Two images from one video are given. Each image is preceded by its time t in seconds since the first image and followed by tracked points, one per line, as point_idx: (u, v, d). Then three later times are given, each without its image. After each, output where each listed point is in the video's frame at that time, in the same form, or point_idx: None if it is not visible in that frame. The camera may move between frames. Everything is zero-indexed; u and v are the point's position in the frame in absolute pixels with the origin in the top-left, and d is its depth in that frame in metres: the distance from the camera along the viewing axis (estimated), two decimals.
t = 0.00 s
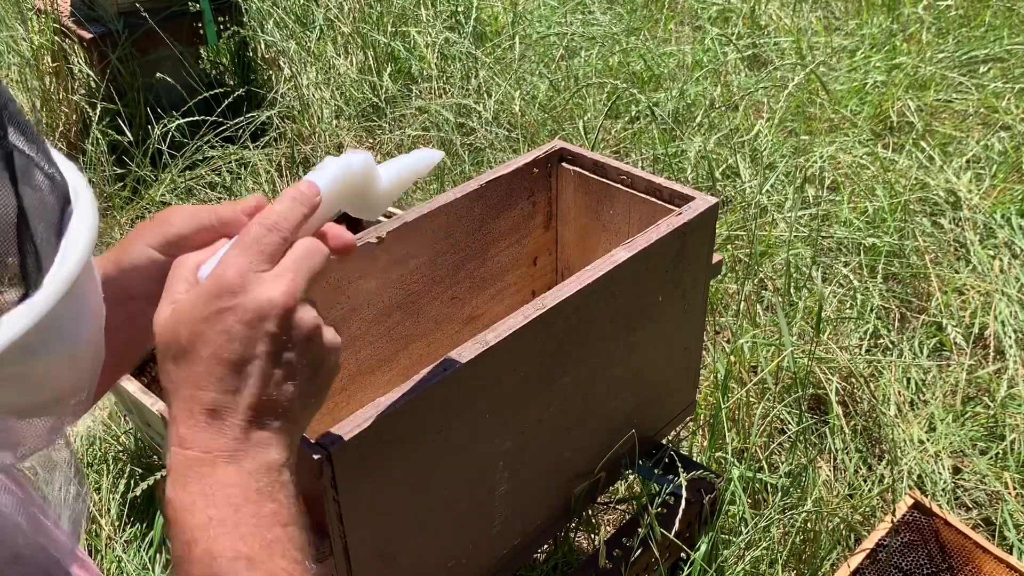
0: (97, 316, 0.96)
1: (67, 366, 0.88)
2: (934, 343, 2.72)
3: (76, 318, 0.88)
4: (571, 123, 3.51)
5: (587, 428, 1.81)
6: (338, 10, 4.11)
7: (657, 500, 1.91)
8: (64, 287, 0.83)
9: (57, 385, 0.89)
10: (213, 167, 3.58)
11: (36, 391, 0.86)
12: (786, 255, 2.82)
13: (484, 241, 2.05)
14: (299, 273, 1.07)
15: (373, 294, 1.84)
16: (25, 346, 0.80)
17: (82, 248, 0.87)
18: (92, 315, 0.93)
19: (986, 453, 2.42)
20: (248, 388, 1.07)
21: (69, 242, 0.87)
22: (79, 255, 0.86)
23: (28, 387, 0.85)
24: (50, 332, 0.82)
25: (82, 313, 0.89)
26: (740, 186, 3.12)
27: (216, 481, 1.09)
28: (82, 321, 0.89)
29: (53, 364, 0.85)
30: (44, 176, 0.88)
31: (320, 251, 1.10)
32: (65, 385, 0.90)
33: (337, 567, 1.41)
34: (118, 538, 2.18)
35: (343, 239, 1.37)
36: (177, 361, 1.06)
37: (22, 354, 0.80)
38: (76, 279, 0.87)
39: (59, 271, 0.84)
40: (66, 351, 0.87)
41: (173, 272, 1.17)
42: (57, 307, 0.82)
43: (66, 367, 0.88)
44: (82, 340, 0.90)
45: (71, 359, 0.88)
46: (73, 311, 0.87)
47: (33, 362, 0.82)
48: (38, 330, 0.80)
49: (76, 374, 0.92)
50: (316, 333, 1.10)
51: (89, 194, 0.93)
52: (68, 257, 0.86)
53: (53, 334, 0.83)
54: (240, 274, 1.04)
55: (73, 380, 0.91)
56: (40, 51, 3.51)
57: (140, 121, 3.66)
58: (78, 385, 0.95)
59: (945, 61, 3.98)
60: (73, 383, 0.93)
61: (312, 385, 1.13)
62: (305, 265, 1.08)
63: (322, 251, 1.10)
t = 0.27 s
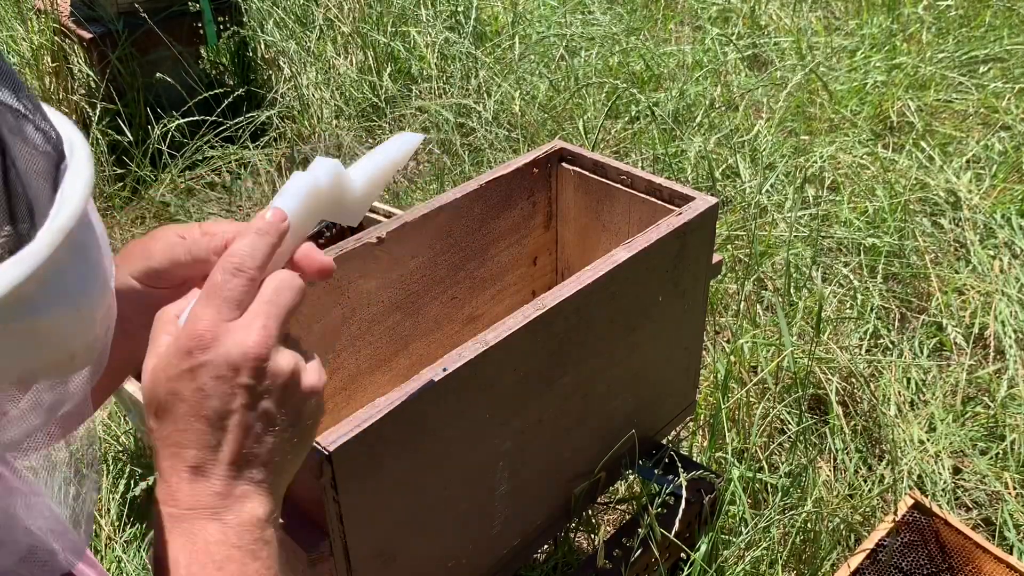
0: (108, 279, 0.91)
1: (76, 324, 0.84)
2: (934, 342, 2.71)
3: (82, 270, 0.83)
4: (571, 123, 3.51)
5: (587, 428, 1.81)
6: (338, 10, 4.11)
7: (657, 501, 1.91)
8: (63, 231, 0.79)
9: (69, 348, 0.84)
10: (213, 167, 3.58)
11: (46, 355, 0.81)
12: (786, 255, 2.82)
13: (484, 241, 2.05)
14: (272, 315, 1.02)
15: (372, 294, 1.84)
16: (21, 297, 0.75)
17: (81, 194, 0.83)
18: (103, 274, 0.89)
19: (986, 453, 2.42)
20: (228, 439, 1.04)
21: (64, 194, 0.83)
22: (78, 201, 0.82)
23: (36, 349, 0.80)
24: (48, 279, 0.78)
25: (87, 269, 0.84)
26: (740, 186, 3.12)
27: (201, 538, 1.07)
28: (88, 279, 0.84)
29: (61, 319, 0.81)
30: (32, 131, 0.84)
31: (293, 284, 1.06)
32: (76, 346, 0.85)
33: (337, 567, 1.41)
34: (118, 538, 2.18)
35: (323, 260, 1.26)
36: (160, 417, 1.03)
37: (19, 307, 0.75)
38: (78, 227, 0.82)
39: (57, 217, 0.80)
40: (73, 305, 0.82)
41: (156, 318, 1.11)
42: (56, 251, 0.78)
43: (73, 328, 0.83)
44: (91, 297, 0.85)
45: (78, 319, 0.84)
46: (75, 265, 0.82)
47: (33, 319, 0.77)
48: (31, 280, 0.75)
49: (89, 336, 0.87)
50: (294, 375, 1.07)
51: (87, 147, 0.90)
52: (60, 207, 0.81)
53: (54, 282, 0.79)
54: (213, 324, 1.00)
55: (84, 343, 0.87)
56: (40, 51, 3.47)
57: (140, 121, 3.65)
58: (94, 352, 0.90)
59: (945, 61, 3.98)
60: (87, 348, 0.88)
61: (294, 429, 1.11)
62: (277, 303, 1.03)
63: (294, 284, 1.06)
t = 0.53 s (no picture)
0: (110, 296, 0.87)
1: (61, 345, 0.80)
2: (934, 342, 2.71)
3: (72, 286, 0.79)
4: (570, 123, 3.51)
5: (587, 428, 1.81)
6: (338, 10, 4.11)
7: (656, 500, 1.91)
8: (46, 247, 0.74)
9: (57, 367, 0.81)
10: (213, 167, 3.58)
11: (30, 375, 0.78)
12: (786, 254, 2.82)
13: (484, 241, 2.05)
14: (268, 383, 1.04)
15: (372, 294, 1.84)
16: None
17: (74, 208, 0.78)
18: (101, 291, 0.84)
19: (986, 453, 2.42)
20: (228, 509, 1.08)
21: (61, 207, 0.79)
22: (70, 216, 0.78)
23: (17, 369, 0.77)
24: (26, 300, 0.73)
25: (83, 287, 0.81)
26: (740, 186, 3.12)
27: None
28: (83, 297, 0.81)
29: (39, 339, 0.77)
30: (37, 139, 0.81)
31: (288, 347, 1.07)
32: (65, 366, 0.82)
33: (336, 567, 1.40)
34: (119, 537, 2.18)
35: (313, 312, 1.26)
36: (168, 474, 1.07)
37: None
38: (70, 243, 0.78)
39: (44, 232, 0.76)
40: (58, 325, 0.78)
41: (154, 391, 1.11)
42: (38, 268, 0.74)
43: (61, 348, 0.80)
44: (82, 315, 0.81)
45: (68, 338, 0.80)
46: (68, 283, 0.78)
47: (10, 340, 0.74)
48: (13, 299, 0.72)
49: (84, 354, 0.84)
50: (293, 443, 1.08)
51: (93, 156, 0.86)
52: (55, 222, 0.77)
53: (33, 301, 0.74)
54: (212, 399, 1.02)
55: (75, 363, 0.83)
56: (41, 51, 3.49)
57: (140, 121, 3.65)
58: (87, 369, 0.86)
59: (946, 61, 3.98)
60: (77, 367, 0.84)
61: (294, 494, 1.13)
62: (271, 370, 1.05)
63: (289, 346, 1.07)
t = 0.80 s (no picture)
0: (101, 303, 0.82)
1: (36, 357, 0.75)
2: (934, 342, 2.71)
3: (54, 297, 0.74)
4: (570, 123, 3.51)
5: (587, 427, 1.81)
6: (338, 11, 4.12)
7: (657, 500, 1.91)
8: (24, 254, 0.69)
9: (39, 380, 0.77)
10: (213, 167, 3.58)
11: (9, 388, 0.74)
12: (785, 254, 2.82)
13: (484, 241, 2.05)
14: (244, 416, 1.04)
15: (372, 293, 1.84)
16: None
17: (60, 216, 0.73)
18: (88, 301, 0.79)
19: (986, 453, 2.42)
20: (218, 546, 1.08)
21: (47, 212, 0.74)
22: (54, 222, 0.72)
23: None
24: None
25: (65, 298, 0.76)
26: (740, 186, 3.12)
27: None
28: (65, 307, 0.76)
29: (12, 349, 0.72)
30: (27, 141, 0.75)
31: (258, 379, 1.07)
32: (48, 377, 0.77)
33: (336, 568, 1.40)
34: (118, 537, 2.17)
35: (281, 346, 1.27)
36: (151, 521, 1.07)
37: None
38: (53, 250, 0.73)
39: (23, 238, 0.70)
40: (34, 336, 0.73)
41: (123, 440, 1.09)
42: (15, 277, 0.69)
43: (42, 361, 0.75)
44: (64, 327, 0.76)
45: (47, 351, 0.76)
46: (47, 294, 0.73)
47: None
48: None
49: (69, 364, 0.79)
50: (278, 472, 1.07)
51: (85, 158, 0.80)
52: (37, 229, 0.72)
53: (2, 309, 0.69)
54: (192, 437, 1.01)
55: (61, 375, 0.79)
56: (41, 51, 3.49)
57: (139, 120, 3.65)
58: (74, 380, 0.82)
59: (945, 61, 3.98)
60: (62, 381, 0.79)
61: (285, 520, 1.13)
62: (245, 402, 1.04)
63: (259, 378, 1.07)
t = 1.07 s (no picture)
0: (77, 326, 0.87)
1: (29, 378, 0.80)
2: (934, 342, 2.71)
3: (53, 320, 0.80)
4: (570, 123, 3.51)
5: (587, 427, 1.81)
6: (338, 11, 4.12)
7: (657, 500, 1.91)
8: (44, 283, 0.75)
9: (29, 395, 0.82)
10: (213, 167, 3.58)
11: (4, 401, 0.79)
12: (785, 254, 2.82)
13: (484, 241, 2.05)
14: (231, 433, 1.07)
15: (372, 293, 1.84)
16: None
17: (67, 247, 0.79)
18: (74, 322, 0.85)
19: (986, 453, 2.42)
20: (218, 569, 1.08)
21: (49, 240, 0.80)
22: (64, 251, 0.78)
23: None
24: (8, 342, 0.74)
25: (60, 321, 0.82)
26: (740, 186, 3.12)
27: None
28: (60, 329, 0.82)
29: (9, 373, 0.77)
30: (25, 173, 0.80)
31: (235, 401, 1.11)
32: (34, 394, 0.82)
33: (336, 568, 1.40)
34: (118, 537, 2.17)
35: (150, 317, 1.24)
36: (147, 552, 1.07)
37: None
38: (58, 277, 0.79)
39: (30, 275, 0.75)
40: (31, 361, 0.78)
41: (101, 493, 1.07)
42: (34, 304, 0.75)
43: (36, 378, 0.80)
44: (56, 348, 0.82)
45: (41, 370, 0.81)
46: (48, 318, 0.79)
47: None
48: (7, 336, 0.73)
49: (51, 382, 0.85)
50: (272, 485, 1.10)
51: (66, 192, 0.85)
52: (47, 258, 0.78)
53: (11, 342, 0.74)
54: (181, 460, 1.04)
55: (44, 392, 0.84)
56: (41, 51, 3.57)
57: (139, 120, 3.64)
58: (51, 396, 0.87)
59: (945, 61, 3.98)
60: (42, 397, 0.84)
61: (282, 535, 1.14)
62: (228, 421, 1.08)
63: (235, 400, 1.11)
